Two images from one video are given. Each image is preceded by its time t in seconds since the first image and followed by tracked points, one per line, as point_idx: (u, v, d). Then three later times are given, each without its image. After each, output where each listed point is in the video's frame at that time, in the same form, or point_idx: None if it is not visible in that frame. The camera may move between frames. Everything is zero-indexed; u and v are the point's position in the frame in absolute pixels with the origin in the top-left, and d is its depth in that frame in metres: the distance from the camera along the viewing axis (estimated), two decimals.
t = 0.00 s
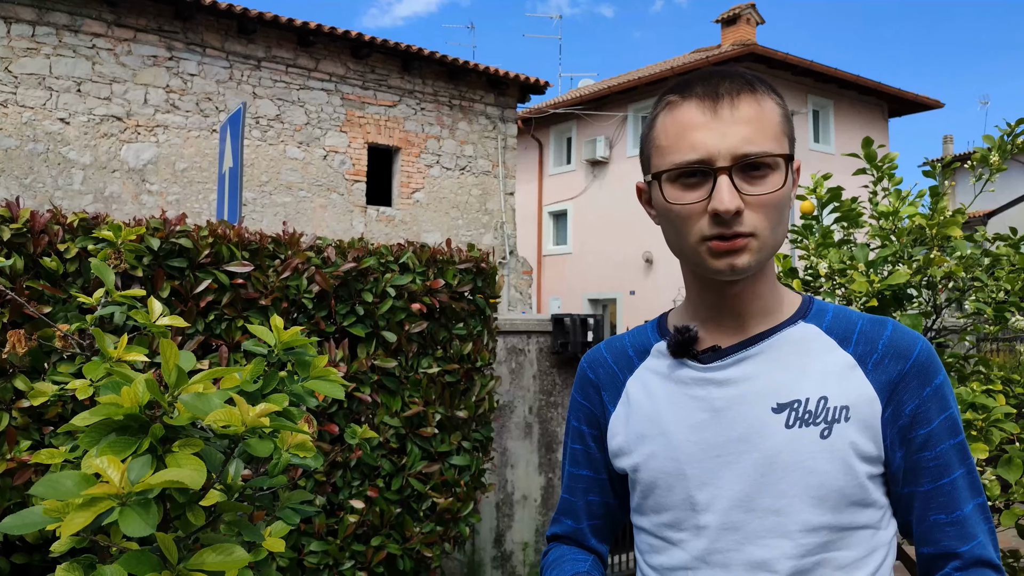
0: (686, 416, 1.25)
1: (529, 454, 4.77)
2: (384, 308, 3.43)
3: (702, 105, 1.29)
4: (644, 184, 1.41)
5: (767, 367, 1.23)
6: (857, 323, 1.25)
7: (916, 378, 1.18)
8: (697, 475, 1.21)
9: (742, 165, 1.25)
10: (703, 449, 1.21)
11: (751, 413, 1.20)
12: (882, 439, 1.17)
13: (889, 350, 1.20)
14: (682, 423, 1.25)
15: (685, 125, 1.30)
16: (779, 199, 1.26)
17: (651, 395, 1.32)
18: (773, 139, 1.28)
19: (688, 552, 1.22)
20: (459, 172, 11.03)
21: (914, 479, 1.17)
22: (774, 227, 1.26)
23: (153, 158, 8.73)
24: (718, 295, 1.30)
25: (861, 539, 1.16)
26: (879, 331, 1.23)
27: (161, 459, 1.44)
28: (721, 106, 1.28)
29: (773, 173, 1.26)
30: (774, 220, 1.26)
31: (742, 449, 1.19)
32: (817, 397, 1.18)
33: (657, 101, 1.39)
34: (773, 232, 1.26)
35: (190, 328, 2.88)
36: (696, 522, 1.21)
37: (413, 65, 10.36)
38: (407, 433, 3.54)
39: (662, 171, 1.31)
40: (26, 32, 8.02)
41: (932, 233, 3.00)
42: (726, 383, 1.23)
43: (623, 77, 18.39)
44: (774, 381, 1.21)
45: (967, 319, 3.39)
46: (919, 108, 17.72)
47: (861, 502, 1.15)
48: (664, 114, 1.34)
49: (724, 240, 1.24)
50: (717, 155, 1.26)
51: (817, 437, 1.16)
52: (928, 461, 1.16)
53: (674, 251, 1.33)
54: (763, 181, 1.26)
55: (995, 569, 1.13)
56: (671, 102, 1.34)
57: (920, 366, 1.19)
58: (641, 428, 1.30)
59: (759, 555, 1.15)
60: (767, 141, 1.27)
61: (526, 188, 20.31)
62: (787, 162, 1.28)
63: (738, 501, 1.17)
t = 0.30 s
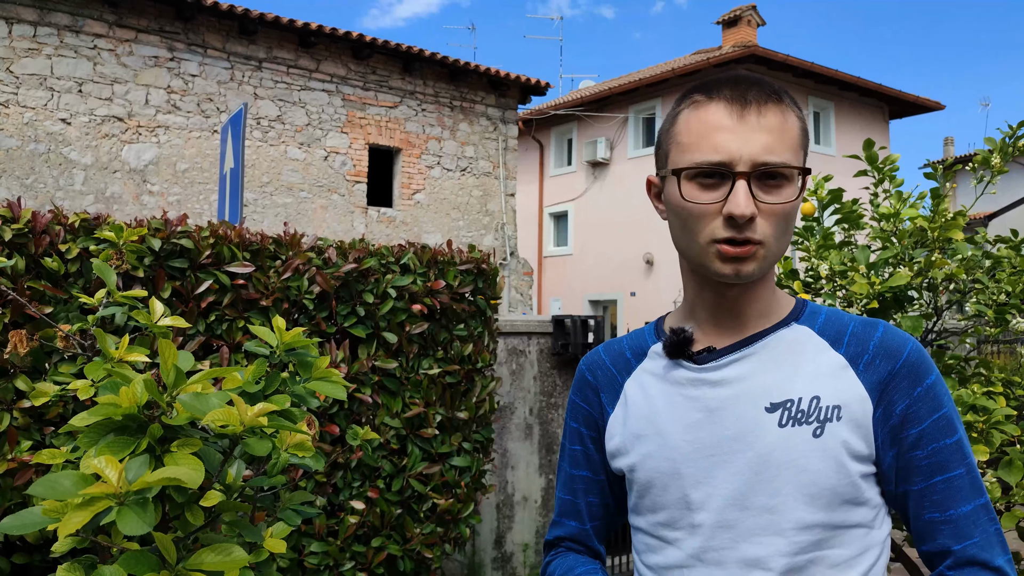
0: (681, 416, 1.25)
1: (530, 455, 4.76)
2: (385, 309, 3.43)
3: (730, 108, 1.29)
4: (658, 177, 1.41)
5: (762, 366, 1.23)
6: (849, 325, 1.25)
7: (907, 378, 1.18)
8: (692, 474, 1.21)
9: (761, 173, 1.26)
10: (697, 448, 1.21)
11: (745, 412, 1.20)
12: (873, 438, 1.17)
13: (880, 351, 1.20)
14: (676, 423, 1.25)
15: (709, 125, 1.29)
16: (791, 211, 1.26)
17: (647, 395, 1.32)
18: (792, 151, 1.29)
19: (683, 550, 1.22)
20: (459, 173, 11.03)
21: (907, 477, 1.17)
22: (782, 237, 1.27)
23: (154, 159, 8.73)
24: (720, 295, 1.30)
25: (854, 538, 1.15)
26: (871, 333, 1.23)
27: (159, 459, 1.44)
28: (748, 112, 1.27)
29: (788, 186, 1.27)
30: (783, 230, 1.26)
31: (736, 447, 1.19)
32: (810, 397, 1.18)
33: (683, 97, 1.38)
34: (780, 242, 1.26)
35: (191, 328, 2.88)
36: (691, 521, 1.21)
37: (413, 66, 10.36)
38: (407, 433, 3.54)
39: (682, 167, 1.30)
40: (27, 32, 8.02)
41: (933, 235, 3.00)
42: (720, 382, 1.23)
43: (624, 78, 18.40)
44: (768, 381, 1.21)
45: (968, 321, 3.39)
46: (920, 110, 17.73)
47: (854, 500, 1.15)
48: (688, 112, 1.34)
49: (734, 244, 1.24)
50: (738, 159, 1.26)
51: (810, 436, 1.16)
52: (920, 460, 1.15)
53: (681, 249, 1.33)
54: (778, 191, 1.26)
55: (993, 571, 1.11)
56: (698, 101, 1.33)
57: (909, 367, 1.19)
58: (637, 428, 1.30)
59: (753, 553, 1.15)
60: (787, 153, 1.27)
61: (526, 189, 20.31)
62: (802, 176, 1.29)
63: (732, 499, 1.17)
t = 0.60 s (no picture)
0: (685, 414, 1.25)
1: (529, 453, 4.76)
2: (384, 308, 3.43)
3: (719, 110, 1.29)
4: (654, 183, 1.40)
5: (765, 366, 1.23)
6: (852, 326, 1.25)
7: (909, 380, 1.18)
8: (695, 471, 1.21)
9: (756, 172, 1.25)
10: (701, 446, 1.21)
11: (748, 411, 1.20)
12: (874, 438, 1.17)
13: (883, 352, 1.20)
14: (680, 421, 1.25)
15: (700, 129, 1.29)
16: (790, 207, 1.26)
17: (650, 392, 1.31)
18: (786, 147, 1.28)
19: (685, 547, 1.22)
20: (459, 172, 11.02)
21: (905, 477, 1.17)
22: (783, 234, 1.26)
23: (153, 157, 8.73)
24: (722, 296, 1.30)
25: (853, 535, 1.15)
26: (873, 333, 1.23)
27: (159, 458, 1.44)
28: (738, 113, 1.27)
29: (784, 182, 1.26)
30: (784, 227, 1.26)
31: (740, 446, 1.18)
32: (813, 396, 1.18)
33: (672, 102, 1.38)
34: (781, 239, 1.26)
35: (190, 326, 2.88)
36: (693, 518, 1.21)
37: (413, 65, 10.35)
38: (407, 432, 3.54)
39: (676, 173, 1.30)
40: (27, 30, 8.00)
41: (934, 234, 3.00)
42: (724, 381, 1.23)
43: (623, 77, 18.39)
44: (772, 380, 1.21)
45: (968, 320, 3.39)
46: (920, 108, 17.72)
47: (854, 498, 1.15)
48: (679, 117, 1.34)
49: (734, 246, 1.23)
50: (732, 160, 1.25)
51: (813, 435, 1.16)
52: (919, 460, 1.15)
53: (682, 252, 1.33)
54: (775, 188, 1.26)
55: (985, 569, 1.11)
56: (687, 106, 1.33)
57: (912, 369, 1.18)
58: (640, 425, 1.30)
59: (754, 550, 1.15)
60: (781, 149, 1.27)
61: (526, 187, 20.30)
62: (798, 171, 1.28)
63: (734, 497, 1.17)
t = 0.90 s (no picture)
0: (687, 409, 1.25)
1: (530, 450, 4.76)
2: (385, 305, 3.42)
3: (693, 110, 1.30)
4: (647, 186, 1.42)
5: (766, 362, 1.23)
6: (854, 322, 1.24)
7: (911, 375, 1.17)
8: (697, 467, 1.21)
9: (732, 166, 1.25)
10: (703, 441, 1.21)
11: (750, 406, 1.19)
12: (875, 434, 1.16)
13: (885, 348, 1.19)
14: (682, 416, 1.25)
15: (677, 130, 1.30)
16: (771, 198, 1.25)
17: (653, 388, 1.32)
18: (764, 139, 1.27)
19: (687, 542, 1.21)
20: (460, 169, 11.01)
21: (908, 473, 1.16)
22: (768, 225, 1.25)
23: (154, 155, 8.72)
24: (722, 293, 1.30)
25: (855, 531, 1.14)
26: (876, 329, 1.22)
27: (161, 454, 1.44)
28: (711, 109, 1.28)
29: (763, 172, 1.25)
30: (769, 218, 1.25)
31: (741, 441, 1.18)
32: (814, 392, 1.17)
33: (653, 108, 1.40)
34: (767, 231, 1.25)
35: (191, 324, 2.87)
36: (695, 512, 1.21)
37: (413, 62, 10.34)
38: (408, 429, 3.54)
39: (659, 175, 1.31)
40: (26, 29, 7.99)
41: (935, 229, 2.99)
42: (726, 377, 1.23)
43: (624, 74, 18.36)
44: (773, 375, 1.20)
45: (969, 315, 3.38)
46: (921, 104, 17.69)
47: (856, 494, 1.14)
48: (660, 120, 1.35)
49: (716, 241, 1.24)
50: (707, 157, 1.26)
51: (813, 431, 1.15)
52: (922, 456, 1.15)
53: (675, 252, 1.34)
54: (753, 179, 1.25)
55: (990, 567, 1.11)
56: (667, 108, 1.34)
57: (914, 364, 1.17)
58: (643, 420, 1.30)
59: (755, 545, 1.14)
60: (756, 140, 1.26)
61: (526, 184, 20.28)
62: (779, 159, 1.27)
63: (736, 491, 1.17)
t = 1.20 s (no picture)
0: (688, 406, 1.29)
1: (530, 451, 4.76)
2: (385, 306, 3.42)
3: (638, 140, 1.34)
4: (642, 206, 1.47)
5: (765, 362, 1.24)
6: (861, 322, 1.23)
7: (914, 376, 1.15)
8: (694, 462, 1.24)
9: (670, 190, 1.27)
10: (700, 437, 1.25)
11: (745, 404, 1.21)
12: (876, 435, 1.15)
13: (887, 348, 1.18)
14: (683, 412, 1.29)
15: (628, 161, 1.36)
16: (709, 216, 1.24)
17: (661, 385, 1.37)
18: (697, 160, 1.26)
19: (681, 536, 1.25)
20: (460, 170, 11.02)
21: (912, 477, 1.14)
22: (713, 242, 1.25)
23: (154, 156, 8.72)
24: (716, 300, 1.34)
25: (854, 535, 1.14)
26: (882, 330, 1.21)
27: (161, 455, 1.44)
28: (648, 139, 1.31)
29: (697, 193, 1.25)
30: (711, 238, 1.24)
31: (736, 438, 1.20)
32: (811, 391, 1.17)
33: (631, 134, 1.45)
34: (714, 251, 1.25)
35: (191, 324, 2.87)
36: (689, 507, 1.24)
37: (413, 63, 10.35)
38: (408, 430, 3.54)
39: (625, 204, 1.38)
40: (27, 30, 7.99)
41: (935, 230, 2.99)
42: (725, 375, 1.26)
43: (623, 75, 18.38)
44: (769, 375, 1.22)
45: (969, 316, 3.38)
46: (920, 105, 17.70)
47: (853, 497, 1.13)
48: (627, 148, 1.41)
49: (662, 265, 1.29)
50: (645, 185, 1.29)
51: (807, 430, 1.15)
52: (924, 459, 1.12)
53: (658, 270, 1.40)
54: (692, 200, 1.25)
55: None
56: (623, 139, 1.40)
57: (918, 364, 1.15)
58: (650, 417, 1.35)
59: (745, 541, 1.16)
60: (689, 163, 1.26)
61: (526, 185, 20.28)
62: (720, 176, 1.26)
63: (728, 487, 1.19)
